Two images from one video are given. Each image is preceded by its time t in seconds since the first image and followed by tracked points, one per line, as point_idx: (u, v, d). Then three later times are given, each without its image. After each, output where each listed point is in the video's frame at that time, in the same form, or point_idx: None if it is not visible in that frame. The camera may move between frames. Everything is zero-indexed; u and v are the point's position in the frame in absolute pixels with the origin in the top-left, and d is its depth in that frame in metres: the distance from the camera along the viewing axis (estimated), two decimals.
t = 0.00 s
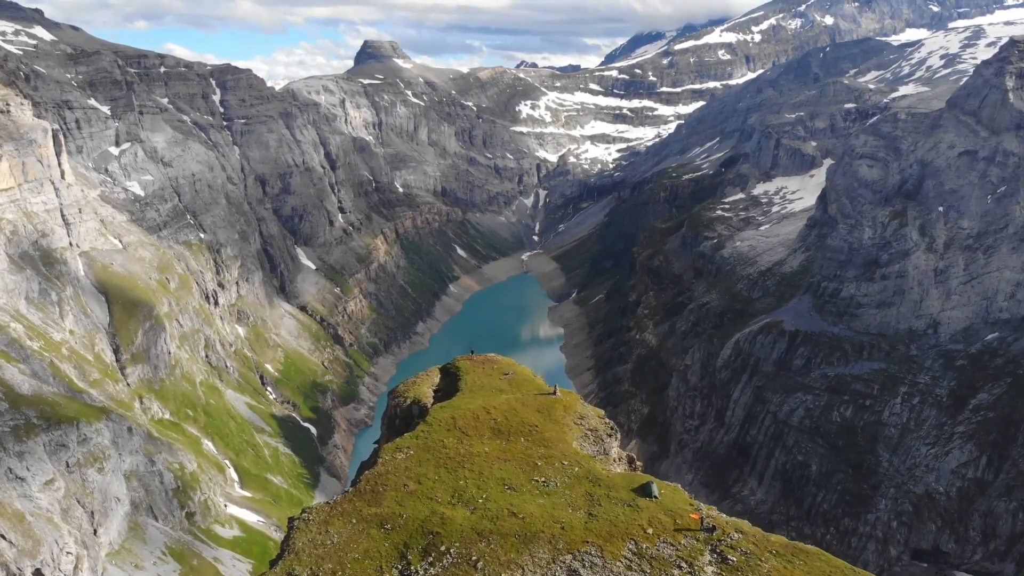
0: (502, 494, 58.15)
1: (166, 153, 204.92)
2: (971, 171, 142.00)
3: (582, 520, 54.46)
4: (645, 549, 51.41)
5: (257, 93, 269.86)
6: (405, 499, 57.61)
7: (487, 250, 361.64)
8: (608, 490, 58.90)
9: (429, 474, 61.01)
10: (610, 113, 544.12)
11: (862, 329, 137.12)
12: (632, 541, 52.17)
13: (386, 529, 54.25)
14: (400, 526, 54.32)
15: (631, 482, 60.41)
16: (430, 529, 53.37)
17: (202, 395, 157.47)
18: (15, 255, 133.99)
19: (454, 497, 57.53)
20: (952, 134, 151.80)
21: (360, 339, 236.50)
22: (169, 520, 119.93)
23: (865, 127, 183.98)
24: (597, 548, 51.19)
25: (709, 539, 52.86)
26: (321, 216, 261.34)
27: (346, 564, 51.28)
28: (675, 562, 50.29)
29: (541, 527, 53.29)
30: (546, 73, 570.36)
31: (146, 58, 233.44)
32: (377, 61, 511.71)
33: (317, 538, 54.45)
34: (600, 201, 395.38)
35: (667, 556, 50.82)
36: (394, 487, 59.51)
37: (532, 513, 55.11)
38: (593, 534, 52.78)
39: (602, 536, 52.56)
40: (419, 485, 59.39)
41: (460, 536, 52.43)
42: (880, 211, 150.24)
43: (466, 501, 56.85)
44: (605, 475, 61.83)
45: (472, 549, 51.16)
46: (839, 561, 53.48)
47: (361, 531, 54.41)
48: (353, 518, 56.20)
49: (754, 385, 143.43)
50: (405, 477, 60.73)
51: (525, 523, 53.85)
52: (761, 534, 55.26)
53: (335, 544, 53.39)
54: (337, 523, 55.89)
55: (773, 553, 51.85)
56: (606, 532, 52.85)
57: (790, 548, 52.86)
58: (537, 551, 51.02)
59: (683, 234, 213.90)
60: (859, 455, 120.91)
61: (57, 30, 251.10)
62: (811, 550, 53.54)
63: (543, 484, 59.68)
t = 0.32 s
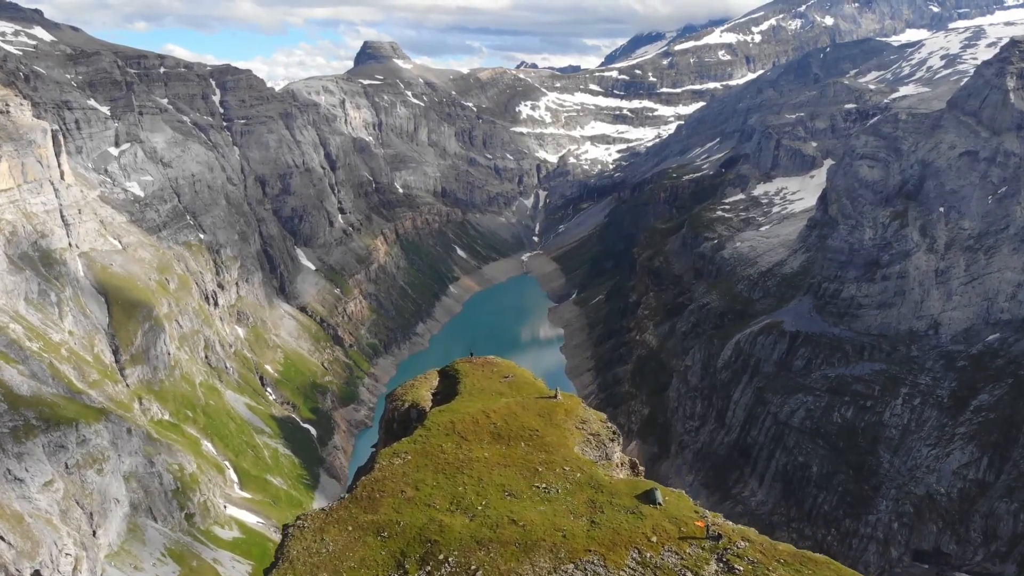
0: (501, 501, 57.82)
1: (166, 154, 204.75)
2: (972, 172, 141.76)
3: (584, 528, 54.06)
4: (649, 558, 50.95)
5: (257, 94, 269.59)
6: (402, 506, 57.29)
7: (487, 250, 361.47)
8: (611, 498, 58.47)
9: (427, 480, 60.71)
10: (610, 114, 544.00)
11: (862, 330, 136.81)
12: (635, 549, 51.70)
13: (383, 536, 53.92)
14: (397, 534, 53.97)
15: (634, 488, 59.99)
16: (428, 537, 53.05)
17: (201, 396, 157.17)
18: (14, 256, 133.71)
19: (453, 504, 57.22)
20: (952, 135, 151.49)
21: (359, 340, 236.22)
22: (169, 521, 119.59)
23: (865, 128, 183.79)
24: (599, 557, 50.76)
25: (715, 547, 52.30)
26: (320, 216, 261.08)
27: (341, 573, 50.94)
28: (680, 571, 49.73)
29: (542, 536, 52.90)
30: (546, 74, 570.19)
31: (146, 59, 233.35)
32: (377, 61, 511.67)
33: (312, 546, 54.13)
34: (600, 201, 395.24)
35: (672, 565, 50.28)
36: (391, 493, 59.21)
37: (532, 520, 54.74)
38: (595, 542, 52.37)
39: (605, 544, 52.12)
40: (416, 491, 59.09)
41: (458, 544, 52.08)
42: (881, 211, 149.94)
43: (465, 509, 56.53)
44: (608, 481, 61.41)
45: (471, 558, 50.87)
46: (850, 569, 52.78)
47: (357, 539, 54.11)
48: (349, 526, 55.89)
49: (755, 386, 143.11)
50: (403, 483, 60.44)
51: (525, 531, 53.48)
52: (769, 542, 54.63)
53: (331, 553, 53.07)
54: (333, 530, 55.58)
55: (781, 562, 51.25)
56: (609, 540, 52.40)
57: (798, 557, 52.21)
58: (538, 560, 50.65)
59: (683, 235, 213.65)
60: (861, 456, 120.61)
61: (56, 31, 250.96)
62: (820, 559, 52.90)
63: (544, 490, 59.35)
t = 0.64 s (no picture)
0: (501, 507, 57.53)
1: (166, 154, 204.52)
2: (972, 172, 141.52)
3: (586, 536, 53.72)
4: (654, 567, 50.58)
5: (256, 94, 269.34)
6: (399, 513, 57.02)
7: (487, 251, 361.35)
8: (614, 505, 58.11)
9: (424, 486, 60.44)
10: (610, 114, 543.94)
11: (863, 330, 136.58)
12: (639, 558, 51.34)
13: (380, 544, 53.69)
14: (394, 542, 53.71)
15: (637, 494, 59.67)
16: (425, 545, 52.78)
17: (200, 397, 156.81)
18: (13, 257, 133.50)
19: (451, 511, 56.91)
20: (953, 135, 151.29)
21: (359, 341, 235.96)
22: (168, 522, 119.37)
23: (865, 129, 183.62)
24: (601, 566, 50.45)
25: (721, 556, 51.91)
26: (320, 217, 260.81)
27: None
28: None
29: (543, 544, 52.58)
30: (547, 74, 570.20)
31: (145, 59, 233.18)
32: (377, 62, 511.54)
33: (306, 554, 53.94)
34: (600, 202, 395.10)
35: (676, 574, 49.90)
36: (388, 499, 59.01)
37: (533, 528, 54.44)
38: (597, 551, 52.02)
39: (608, 553, 51.80)
40: (413, 498, 58.85)
41: (456, 552, 51.82)
42: (881, 212, 149.63)
43: (463, 516, 56.20)
44: (610, 488, 61.09)
45: (470, 566, 50.62)
46: None
47: (353, 547, 53.90)
48: (344, 533, 55.63)
49: (755, 387, 142.84)
50: (400, 489, 60.21)
51: (525, 539, 53.18)
52: (776, 551, 54.17)
53: (325, 561, 52.90)
54: (328, 538, 55.38)
55: (788, 572, 50.78)
56: (612, 549, 52.06)
57: (806, 567, 51.75)
58: (538, 569, 50.34)
59: (683, 236, 213.49)
60: (861, 456, 120.40)
61: (56, 31, 250.81)
62: (828, 568, 52.41)
63: (545, 497, 59.02)
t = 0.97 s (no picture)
0: (500, 515, 57.18)
1: (165, 155, 204.32)
2: (973, 173, 141.20)
3: (588, 545, 53.30)
4: None
5: (256, 95, 269.09)
6: (395, 520, 56.69)
7: (487, 251, 361.32)
8: (617, 512, 57.69)
9: (421, 493, 60.08)
10: (610, 115, 544.04)
11: (864, 331, 136.34)
12: (643, 568, 50.92)
13: (375, 554, 53.35)
14: (390, 551, 53.38)
15: (640, 502, 59.24)
16: (422, 554, 52.45)
17: (199, 397, 156.39)
18: (12, 257, 133.31)
19: (449, 519, 56.58)
20: (954, 136, 151.08)
21: (359, 341, 235.72)
22: (167, 524, 119.09)
23: (865, 129, 183.47)
24: None
25: (727, 566, 51.46)
26: (320, 217, 260.60)
27: None
28: None
29: (544, 553, 52.23)
30: (547, 75, 570.41)
31: (145, 60, 233.15)
32: (377, 62, 511.59)
33: (300, 564, 53.71)
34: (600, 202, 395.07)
35: None
36: (385, 506, 58.71)
37: (533, 536, 54.05)
38: (600, 560, 51.60)
39: (610, 562, 51.40)
40: (410, 505, 58.53)
41: (454, 562, 51.49)
42: (882, 212, 149.41)
43: (461, 524, 55.86)
44: (613, 494, 60.65)
45: None
46: None
47: (348, 556, 53.59)
48: (339, 541, 55.36)
49: (755, 388, 142.57)
50: (396, 496, 59.91)
51: (525, 548, 52.80)
52: (783, 559, 53.68)
53: (320, 570, 52.68)
54: (322, 547, 55.09)
55: None
56: (615, 558, 51.63)
57: None
58: None
59: (683, 236, 213.33)
60: (862, 458, 120.21)
61: (55, 31, 250.86)
62: None
63: (546, 504, 58.61)
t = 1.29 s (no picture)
0: (500, 522, 56.85)
1: (164, 155, 204.12)
2: (974, 173, 140.96)
3: (591, 554, 52.98)
4: None
5: (256, 95, 268.95)
6: (392, 528, 56.28)
7: (487, 252, 361.17)
8: (620, 520, 57.41)
9: (419, 500, 59.69)
10: (610, 115, 544.03)
11: (864, 332, 136.11)
12: None
13: (371, 562, 52.89)
14: (387, 560, 52.93)
15: (643, 509, 58.96)
16: (420, 564, 52.06)
17: (199, 398, 156.11)
18: (11, 258, 133.15)
19: (447, 526, 56.21)
20: (954, 136, 150.86)
21: (359, 342, 235.47)
22: (166, 524, 118.97)
23: (866, 128, 183.19)
24: None
25: None
26: (320, 218, 260.36)
27: None
28: None
29: (545, 563, 51.85)
30: (547, 75, 570.52)
31: (144, 60, 233.20)
32: (377, 62, 511.68)
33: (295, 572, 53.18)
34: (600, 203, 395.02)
35: None
36: (381, 513, 58.40)
37: (534, 545, 53.69)
38: (603, 570, 51.22)
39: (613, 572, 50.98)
40: (407, 512, 58.15)
41: (453, 572, 51.08)
42: (882, 212, 149.18)
43: (460, 532, 55.46)
44: (616, 502, 60.28)
45: None
46: None
47: (343, 564, 53.11)
48: (334, 549, 54.86)
49: (756, 388, 142.35)
50: (393, 502, 59.50)
51: (526, 557, 52.46)
52: (792, 569, 53.21)
53: None
54: (317, 555, 54.55)
55: None
56: (618, 568, 51.24)
57: None
58: None
59: (683, 236, 213.14)
60: (863, 458, 120.06)
61: (55, 31, 250.75)
62: None
63: (547, 511, 58.25)
